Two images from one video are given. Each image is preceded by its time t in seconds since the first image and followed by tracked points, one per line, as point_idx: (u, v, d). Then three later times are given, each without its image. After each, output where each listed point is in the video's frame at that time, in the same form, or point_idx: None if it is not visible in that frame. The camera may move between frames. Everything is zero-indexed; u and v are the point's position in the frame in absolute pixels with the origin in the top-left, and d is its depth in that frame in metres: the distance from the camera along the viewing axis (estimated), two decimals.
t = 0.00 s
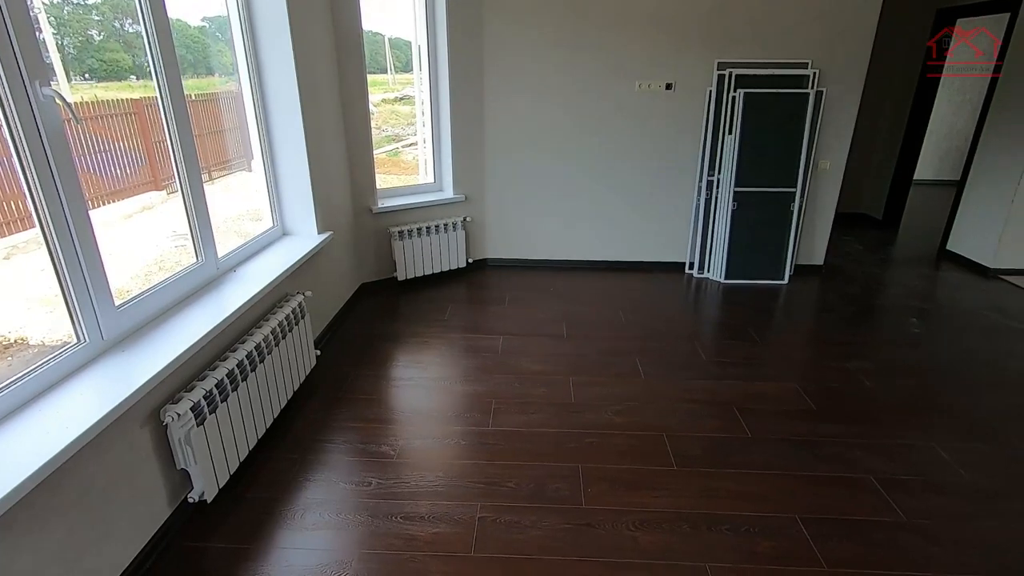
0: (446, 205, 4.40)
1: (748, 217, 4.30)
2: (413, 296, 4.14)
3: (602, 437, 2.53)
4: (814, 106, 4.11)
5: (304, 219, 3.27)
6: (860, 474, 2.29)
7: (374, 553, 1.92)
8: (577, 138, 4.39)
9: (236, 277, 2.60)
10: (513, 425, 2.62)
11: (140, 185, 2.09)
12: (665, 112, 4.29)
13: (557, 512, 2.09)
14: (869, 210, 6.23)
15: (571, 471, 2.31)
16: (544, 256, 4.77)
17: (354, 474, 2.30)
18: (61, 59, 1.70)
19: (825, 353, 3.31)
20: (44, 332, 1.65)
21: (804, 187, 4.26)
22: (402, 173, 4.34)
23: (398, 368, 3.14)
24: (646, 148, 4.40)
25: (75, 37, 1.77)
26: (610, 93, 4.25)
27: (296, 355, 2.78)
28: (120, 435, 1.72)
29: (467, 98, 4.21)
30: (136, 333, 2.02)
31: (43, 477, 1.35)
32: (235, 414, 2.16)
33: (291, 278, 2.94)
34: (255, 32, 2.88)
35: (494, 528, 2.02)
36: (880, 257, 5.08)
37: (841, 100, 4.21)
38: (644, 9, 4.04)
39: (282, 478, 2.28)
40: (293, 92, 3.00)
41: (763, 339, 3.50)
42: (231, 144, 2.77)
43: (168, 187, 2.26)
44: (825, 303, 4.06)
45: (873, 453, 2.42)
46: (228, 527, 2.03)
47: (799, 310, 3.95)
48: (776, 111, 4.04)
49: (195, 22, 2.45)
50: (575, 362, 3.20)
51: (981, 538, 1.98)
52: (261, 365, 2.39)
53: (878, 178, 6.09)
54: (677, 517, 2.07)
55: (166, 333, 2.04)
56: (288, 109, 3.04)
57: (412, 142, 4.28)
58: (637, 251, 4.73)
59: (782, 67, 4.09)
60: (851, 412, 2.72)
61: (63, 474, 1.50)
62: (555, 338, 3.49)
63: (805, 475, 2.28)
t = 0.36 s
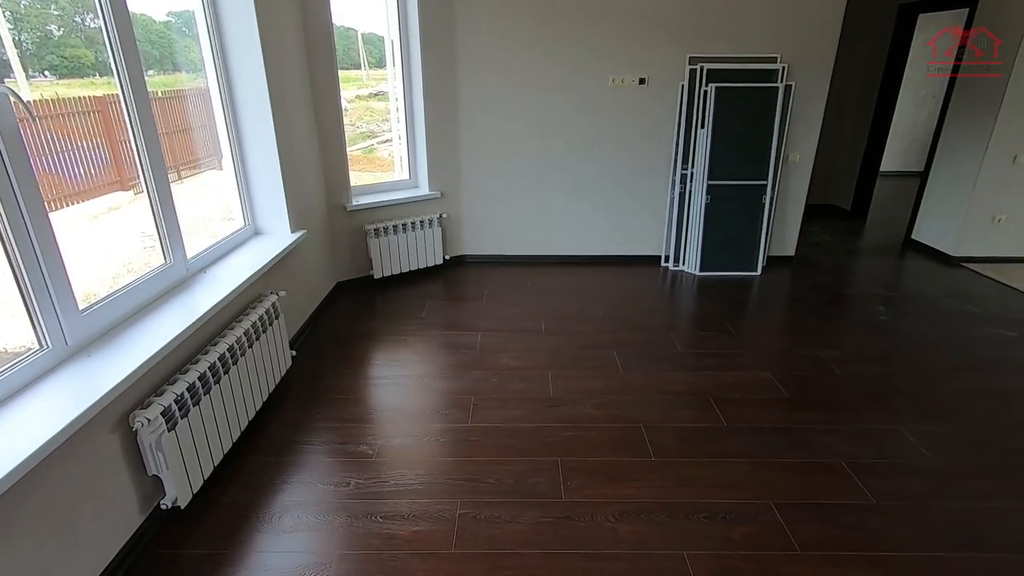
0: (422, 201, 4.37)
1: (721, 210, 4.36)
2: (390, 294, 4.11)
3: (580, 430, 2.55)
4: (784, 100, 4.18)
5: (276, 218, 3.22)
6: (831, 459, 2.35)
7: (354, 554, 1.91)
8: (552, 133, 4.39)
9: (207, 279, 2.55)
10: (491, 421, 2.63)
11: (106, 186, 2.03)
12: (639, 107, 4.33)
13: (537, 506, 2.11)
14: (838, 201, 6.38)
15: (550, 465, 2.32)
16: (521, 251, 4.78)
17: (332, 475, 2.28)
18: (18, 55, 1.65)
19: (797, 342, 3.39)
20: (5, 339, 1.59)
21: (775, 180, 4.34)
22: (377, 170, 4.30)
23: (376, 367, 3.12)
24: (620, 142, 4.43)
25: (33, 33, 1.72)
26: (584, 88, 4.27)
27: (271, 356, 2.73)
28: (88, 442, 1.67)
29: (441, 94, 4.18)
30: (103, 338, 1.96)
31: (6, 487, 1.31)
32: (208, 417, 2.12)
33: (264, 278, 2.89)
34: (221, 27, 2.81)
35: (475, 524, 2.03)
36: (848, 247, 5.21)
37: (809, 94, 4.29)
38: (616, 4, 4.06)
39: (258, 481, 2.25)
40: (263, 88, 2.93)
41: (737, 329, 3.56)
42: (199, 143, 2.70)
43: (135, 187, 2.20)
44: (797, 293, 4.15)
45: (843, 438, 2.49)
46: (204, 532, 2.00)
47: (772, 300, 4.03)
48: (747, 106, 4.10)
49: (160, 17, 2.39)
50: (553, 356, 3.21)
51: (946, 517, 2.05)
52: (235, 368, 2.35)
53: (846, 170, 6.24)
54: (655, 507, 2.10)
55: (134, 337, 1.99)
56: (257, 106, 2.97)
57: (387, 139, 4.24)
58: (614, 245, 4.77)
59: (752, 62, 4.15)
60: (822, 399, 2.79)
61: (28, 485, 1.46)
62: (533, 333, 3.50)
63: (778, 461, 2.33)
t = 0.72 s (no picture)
0: (398, 200, 4.34)
1: (695, 204, 4.42)
2: (367, 294, 4.07)
3: (559, 426, 2.56)
4: (754, 96, 4.25)
5: (248, 219, 3.15)
6: (803, 447, 2.40)
7: (334, 556, 1.89)
8: (527, 130, 4.40)
9: (177, 282, 2.49)
10: (470, 419, 2.63)
11: (70, 188, 1.97)
12: (612, 103, 4.36)
13: (517, 502, 2.11)
14: (808, 195, 6.52)
15: (529, 461, 2.33)
16: (499, 248, 4.78)
17: (310, 478, 2.25)
18: None
19: (770, 333, 3.46)
20: None
21: (747, 174, 4.41)
22: (352, 169, 4.25)
23: (354, 367, 3.09)
24: (595, 138, 4.45)
25: None
26: (558, 84, 4.28)
27: (245, 360, 2.69)
28: (53, 452, 1.62)
29: (415, 91, 4.15)
30: (67, 344, 1.91)
31: None
32: (180, 423, 2.08)
33: (236, 280, 2.84)
34: (186, 24, 2.75)
35: (455, 522, 2.02)
36: (818, 240, 5.33)
37: (778, 89, 4.37)
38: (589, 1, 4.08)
39: (234, 486, 2.21)
40: (229, 85, 2.87)
41: (712, 322, 3.62)
42: (167, 143, 2.64)
43: (100, 189, 2.13)
44: (769, 285, 4.23)
45: (815, 426, 2.55)
46: (179, 540, 1.96)
47: (745, 292, 4.10)
48: (719, 101, 4.16)
49: (124, 14, 2.33)
50: (531, 353, 3.22)
51: (913, 499, 2.12)
52: (207, 372, 2.30)
53: (815, 164, 6.38)
54: (634, 499, 2.12)
55: (100, 343, 1.93)
56: (226, 104, 2.90)
57: (361, 137, 4.20)
58: (590, 241, 4.80)
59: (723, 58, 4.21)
60: (794, 388, 2.85)
61: None
62: (511, 330, 3.51)
63: (753, 451, 2.38)
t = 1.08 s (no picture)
0: (372, 200, 4.30)
1: (669, 201, 4.47)
2: (342, 295, 4.03)
3: (538, 422, 2.57)
4: (724, 93, 4.32)
5: (217, 221, 3.09)
6: (777, 437, 2.46)
7: (312, 561, 1.87)
8: (502, 128, 4.39)
9: (144, 286, 2.43)
10: (449, 418, 2.62)
11: (30, 191, 1.91)
12: (586, 101, 4.38)
13: (497, 500, 2.12)
14: (778, 190, 6.66)
15: (509, 459, 2.34)
16: (475, 247, 4.77)
17: (287, 482, 2.22)
18: None
19: (743, 326, 3.52)
20: None
21: (718, 170, 4.48)
22: (325, 169, 4.21)
23: (330, 369, 3.05)
24: (569, 136, 4.48)
25: None
26: (532, 82, 4.29)
27: (217, 364, 2.63)
28: (16, 463, 1.57)
29: (388, 90, 4.11)
30: (29, 352, 1.84)
31: None
32: (150, 431, 2.03)
33: (207, 283, 2.78)
34: (149, 21, 2.68)
35: (435, 522, 2.02)
36: (789, 234, 5.45)
37: (748, 86, 4.45)
38: None
39: (208, 493, 2.17)
40: (196, 84, 2.80)
41: (687, 316, 3.68)
42: (131, 143, 2.56)
43: (62, 192, 2.07)
44: (742, 279, 4.31)
45: (787, 416, 2.61)
46: (152, 550, 1.92)
47: (719, 287, 4.17)
48: (690, 99, 4.22)
49: (84, 11, 2.26)
50: (510, 351, 3.23)
51: (881, 484, 2.19)
52: (178, 378, 2.25)
53: (784, 159, 6.51)
54: (613, 493, 2.14)
55: (64, 351, 1.87)
56: (192, 104, 2.83)
57: (334, 137, 4.16)
58: (566, 238, 4.82)
59: (693, 56, 4.27)
60: (767, 380, 2.91)
61: None
62: (489, 328, 3.51)
63: (728, 441, 2.43)
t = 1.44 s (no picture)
0: (346, 201, 4.25)
1: (643, 199, 4.52)
2: (317, 298, 3.97)
3: (516, 421, 2.58)
4: (695, 92, 4.39)
5: (185, 225, 3.02)
6: (749, 428, 2.51)
7: (289, 568, 1.84)
8: (476, 128, 4.39)
9: (109, 293, 2.36)
10: (426, 420, 2.61)
11: None
12: (559, 100, 4.41)
13: (475, 500, 2.12)
14: (749, 186, 6.79)
15: (487, 458, 2.34)
16: (451, 247, 4.75)
17: (262, 489, 2.19)
18: None
19: (717, 321, 3.59)
20: None
21: (690, 168, 4.55)
22: (297, 170, 4.15)
23: (305, 373, 3.01)
24: (543, 135, 4.49)
25: None
26: (505, 81, 4.29)
27: (187, 371, 2.58)
28: None
29: (360, 89, 4.07)
30: None
31: None
32: (117, 442, 1.97)
33: (175, 288, 2.71)
34: (109, 20, 2.60)
35: (413, 524, 2.01)
36: (759, 229, 5.56)
37: (718, 85, 4.52)
38: None
39: (180, 503, 2.12)
40: (159, 84, 2.73)
41: (662, 312, 3.73)
42: (93, 146, 2.49)
43: (20, 197, 2.00)
44: (715, 275, 4.39)
45: (759, 408, 2.67)
46: (120, 564, 1.86)
47: (693, 282, 4.24)
48: (662, 98, 4.27)
49: (41, 9, 2.19)
50: (487, 350, 3.23)
51: (849, 472, 2.25)
52: (146, 386, 2.20)
53: (754, 156, 6.65)
54: (590, 489, 2.16)
55: (22, 362, 1.80)
56: (156, 105, 2.76)
57: (306, 137, 4.10)
58: (542, 237, 4.84)
59: (663, 55, 4.32)
60: (740, 373, 2.97)
61: None
62: (466, 328, 3.50)
63: (703, 435, 2.47)
